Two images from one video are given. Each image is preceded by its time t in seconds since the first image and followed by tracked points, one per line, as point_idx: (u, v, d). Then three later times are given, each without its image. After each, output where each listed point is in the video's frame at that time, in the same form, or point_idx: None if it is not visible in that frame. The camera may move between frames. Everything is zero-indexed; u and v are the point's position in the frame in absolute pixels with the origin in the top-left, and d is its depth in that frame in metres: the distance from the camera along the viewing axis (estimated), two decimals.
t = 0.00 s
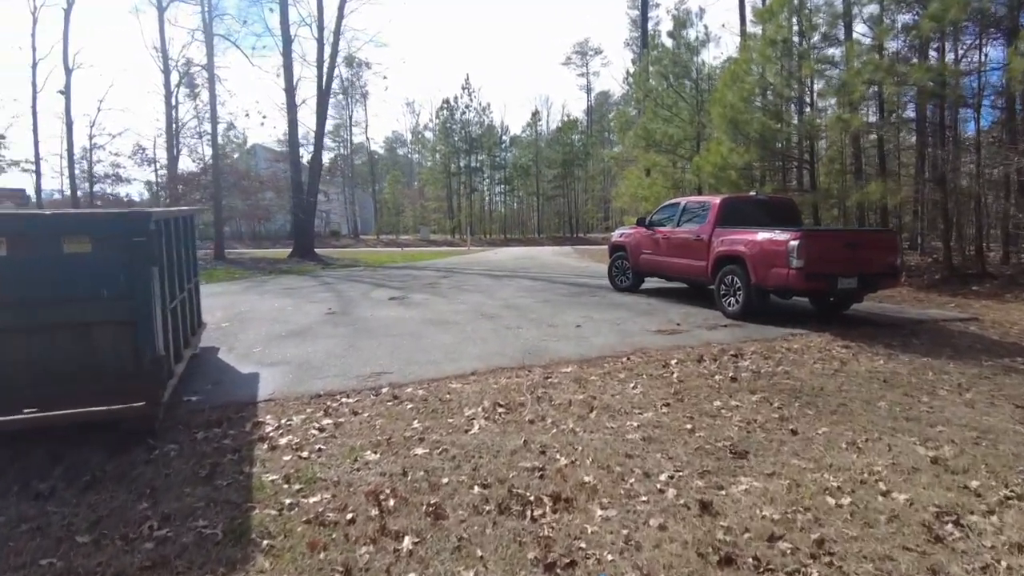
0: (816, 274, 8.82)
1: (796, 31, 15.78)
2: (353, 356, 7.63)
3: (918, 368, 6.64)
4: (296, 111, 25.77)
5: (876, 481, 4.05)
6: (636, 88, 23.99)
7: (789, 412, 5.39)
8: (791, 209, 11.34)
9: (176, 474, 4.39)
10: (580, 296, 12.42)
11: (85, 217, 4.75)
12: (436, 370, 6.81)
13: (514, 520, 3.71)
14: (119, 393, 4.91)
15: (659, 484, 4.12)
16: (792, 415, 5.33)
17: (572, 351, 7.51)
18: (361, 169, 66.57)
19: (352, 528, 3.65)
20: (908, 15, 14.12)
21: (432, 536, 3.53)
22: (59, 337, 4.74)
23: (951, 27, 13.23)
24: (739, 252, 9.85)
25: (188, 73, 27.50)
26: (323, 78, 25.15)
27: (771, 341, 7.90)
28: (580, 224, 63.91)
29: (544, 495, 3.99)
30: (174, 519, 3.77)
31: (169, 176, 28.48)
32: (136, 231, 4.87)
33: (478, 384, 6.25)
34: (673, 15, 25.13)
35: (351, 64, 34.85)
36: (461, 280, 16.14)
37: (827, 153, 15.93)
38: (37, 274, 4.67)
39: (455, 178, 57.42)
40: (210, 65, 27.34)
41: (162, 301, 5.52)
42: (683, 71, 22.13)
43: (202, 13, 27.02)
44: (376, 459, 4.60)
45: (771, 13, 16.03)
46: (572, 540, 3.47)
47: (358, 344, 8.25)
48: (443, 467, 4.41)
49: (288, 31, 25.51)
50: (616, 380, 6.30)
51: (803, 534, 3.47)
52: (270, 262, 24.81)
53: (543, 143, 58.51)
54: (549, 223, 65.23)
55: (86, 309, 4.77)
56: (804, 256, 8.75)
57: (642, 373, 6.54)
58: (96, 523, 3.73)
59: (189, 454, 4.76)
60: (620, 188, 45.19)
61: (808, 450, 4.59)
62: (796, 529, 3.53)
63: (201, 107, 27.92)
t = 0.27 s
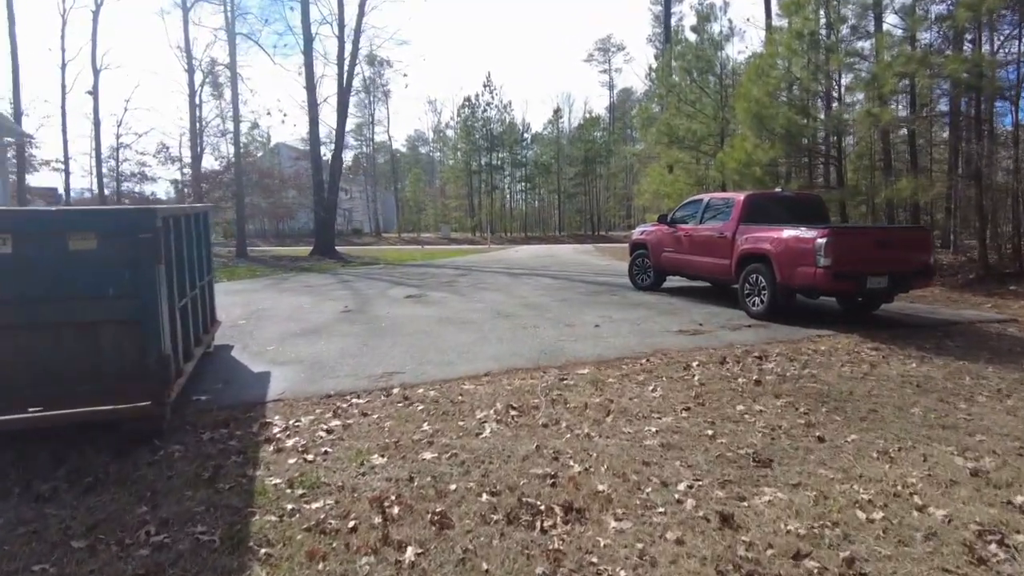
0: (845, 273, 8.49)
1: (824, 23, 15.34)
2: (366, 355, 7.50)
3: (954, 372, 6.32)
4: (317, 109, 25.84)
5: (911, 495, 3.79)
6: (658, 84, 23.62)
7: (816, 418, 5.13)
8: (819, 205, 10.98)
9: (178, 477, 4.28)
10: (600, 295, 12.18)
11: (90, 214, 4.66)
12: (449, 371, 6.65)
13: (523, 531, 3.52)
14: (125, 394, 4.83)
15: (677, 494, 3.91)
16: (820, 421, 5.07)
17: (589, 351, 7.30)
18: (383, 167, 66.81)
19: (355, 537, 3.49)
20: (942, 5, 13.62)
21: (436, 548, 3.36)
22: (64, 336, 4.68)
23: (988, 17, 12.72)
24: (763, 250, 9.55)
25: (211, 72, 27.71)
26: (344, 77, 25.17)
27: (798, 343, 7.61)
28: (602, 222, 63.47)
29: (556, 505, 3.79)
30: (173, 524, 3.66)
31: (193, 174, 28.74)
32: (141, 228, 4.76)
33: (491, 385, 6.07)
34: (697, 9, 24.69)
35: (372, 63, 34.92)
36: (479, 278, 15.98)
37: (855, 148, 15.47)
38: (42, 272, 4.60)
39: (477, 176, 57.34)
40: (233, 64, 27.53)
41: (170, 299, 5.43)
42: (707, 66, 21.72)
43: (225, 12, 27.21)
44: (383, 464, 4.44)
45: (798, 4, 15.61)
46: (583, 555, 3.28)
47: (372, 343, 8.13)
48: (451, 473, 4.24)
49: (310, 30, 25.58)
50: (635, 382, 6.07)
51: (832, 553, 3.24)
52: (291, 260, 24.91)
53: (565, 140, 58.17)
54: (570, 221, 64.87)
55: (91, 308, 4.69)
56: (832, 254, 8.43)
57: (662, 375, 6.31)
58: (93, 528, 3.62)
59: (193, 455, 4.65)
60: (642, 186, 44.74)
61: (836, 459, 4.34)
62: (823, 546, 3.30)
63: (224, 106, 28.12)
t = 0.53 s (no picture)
0: (873, 271, 8.16)
1: (853, 13, 14.86)
2: (377, 355, 7.37)
3: (990, 377, 5.98)
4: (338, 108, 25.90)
5: (944, 511, 3.53)
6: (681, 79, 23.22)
7: (841, 424, 4.86)
8: (847, 201, 10.60)
9: (176, 480, 4.17)
10: (619, 293, 11.93)
11: (91, 212, 4.59)
12: (460, 371, 6.49)
13: (526, 544, 3.34)
14: (128, 394, 4.75)
15: (691, 506, 3.69)
16: (846, 428, 4.80)
17: (605, 352, 7.08)
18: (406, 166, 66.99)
19: (350, 548, 3.34)
20: None
21: (433, 561, 3.19)
22: (67, 335, 4.62)
23: None
24: (788, 248, 9.23)
25: (234, 71, 27.93)
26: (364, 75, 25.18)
27: (823, 344, 7.31)
28: (625, 220, 62.94)
29: (561, 516, 3.60)
30: (165, 529, 3.54)
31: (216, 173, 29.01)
32: (142, 225, 4.67)
33: (502, 387, 5.89)
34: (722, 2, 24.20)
35: (394, 61, 34.96)
36: (498, 276, 15.81)
37: (885, 143, 14.98)
38: (44, 271, 4.54)
39: (499, 174, 57.19)
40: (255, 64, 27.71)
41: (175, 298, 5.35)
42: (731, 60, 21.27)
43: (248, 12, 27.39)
44: (385, 468, 4.29)
45: None
46: (588, 571, 3.09)
47: (384, 342, 8.01)
48: (454, 479, 4.07)
49: (331, 28, 25.62)
50: (651, 385, 5.85)
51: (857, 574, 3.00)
52: (312, 258, 25.00)
53: (587, 137, 57.72)
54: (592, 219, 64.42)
55: (93, 307, 4.62)
56: (860, 252, 8.10)
57: (679, 377, 6.08)
58: (85, 533, 3.52)
59: (194, 457, 4.54)
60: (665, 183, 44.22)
61: (862, 470, 4.08)
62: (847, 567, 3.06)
63: (246, 105, 28.33)
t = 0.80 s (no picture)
0: (912, 272, 7.78)
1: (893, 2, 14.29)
2: (396, 356, 7.27)
3: None
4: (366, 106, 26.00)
5: (987, 535, 3.27)
6: (713, 73, 22.73)
7: (876, 436, 4.59)
8: (885, 198, 10.18)
9: (184, 484, 4.11)
10: (646, 293, 11.67)
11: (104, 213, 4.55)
12: (478, 374, 6.35)
13: (534, 563, 3.18)
14: (141, 396, 4.71)
15: (711, 523, 3.49)
16: (880, 439, 4.53)
17: (628, 355, 6.87)
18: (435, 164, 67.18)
19: (351, 562, 3.23)
20: None
21: None
22: (81, 336, 4.61)
23: None
24: (821, 247, 8.88)
25: (265, 71, 28.23)
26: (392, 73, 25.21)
27: (858, 348, 6.99)
28: (655, 217, 62.18)
29: (574, 532, 3.44)
30: (168, 537, 3.47)
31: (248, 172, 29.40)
32: (155, 227, 4.62)
33: (520, 391, 5.74)
34: None
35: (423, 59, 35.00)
36: (523, 275, 15.64)
37: (927, 136, 14.39)
38: (58, 272, 4.53)
39: (527, 171, 56.96)
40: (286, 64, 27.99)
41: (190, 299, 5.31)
42: (764, 53, 20.72)
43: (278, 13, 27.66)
44: (394, 476, 4.18)
45: None
46: None
47: (404, 343, 7.91)
48: (464, 490, 3.93)
49: (359, 28, 25.72)
50: (674, 391, 5.63)
51: None
52: (340, 256, 25.15)
53: (618, 133, 57.12)
54: (622, 216, 63.78)
55: (106, 308, 4.59)
56: (898, 251, 7.73)
57: (704, 383, 5.84)
58: (88, 539, 3.47)
59: (205, 461, 4.49)
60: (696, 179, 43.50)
61: (897, 487, 3.83)
62: None
63: (277, 104, 28.62)
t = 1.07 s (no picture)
0: (967, 273, 7.36)
1: None
2: (425, 355, 7.21)
3: None
4: (405, 105, 26.14)
5: None
6: (757, 67, 22.11)
7: (926, 448, 4.30)
8: (939, 195, 9.67)
9: (207, 484, 4.11)
10: (685, 294, 11.36)
11: (135, 213, 4.61)
12: (507, 375, 6.23)
13: None
14: (168, 394, 4.75)
15: (743, 540, 3.30)
16: (930, 453, 4.24)
17: (663, 358, 6.66)
18: (474, 162, 67.32)
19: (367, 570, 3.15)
20: None
21: None
22: (112, 334, 4.67)
23: None
24: (869, 247, 8.48)
25: (307, 71, 28.65)
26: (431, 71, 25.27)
27: (908, 353, 6.63)
28: (698, 214, 61.06)
29: (596, 545, 3.30)
30: (189, 536, 3.47)
31: (290, 171, 29.91)
32: (183, 226, 4.66)
33: (549, 394, 5.59)
34: None
35: (464, 57, 35.07)
36: (560, 273, 15.46)
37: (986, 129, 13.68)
38: (90, 271, 4.60)
39: (567, 169, 56.59)
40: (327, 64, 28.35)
41: (219, 297, 5.35)
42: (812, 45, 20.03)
43: (320, 13, 28.00)
44: (416, 481, 4.09)
45: None
46: None
47: (435, 342, 7.86)
48: (484, 497, 3.82)
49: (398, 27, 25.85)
50: (709, 396, 5.41)
51: None
52: (379, 254, 25.36)
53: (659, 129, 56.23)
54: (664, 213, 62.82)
55: (138, 307, 4.66)
56: (952, 251, 7.32)
57: (741, 388, 5.61)
58: (112, 537, 3.50)
59: (229, 460, 4.50)
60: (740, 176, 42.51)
61: (949, 506, 3.56)
62: None
63: (318, 103, 29.03)
